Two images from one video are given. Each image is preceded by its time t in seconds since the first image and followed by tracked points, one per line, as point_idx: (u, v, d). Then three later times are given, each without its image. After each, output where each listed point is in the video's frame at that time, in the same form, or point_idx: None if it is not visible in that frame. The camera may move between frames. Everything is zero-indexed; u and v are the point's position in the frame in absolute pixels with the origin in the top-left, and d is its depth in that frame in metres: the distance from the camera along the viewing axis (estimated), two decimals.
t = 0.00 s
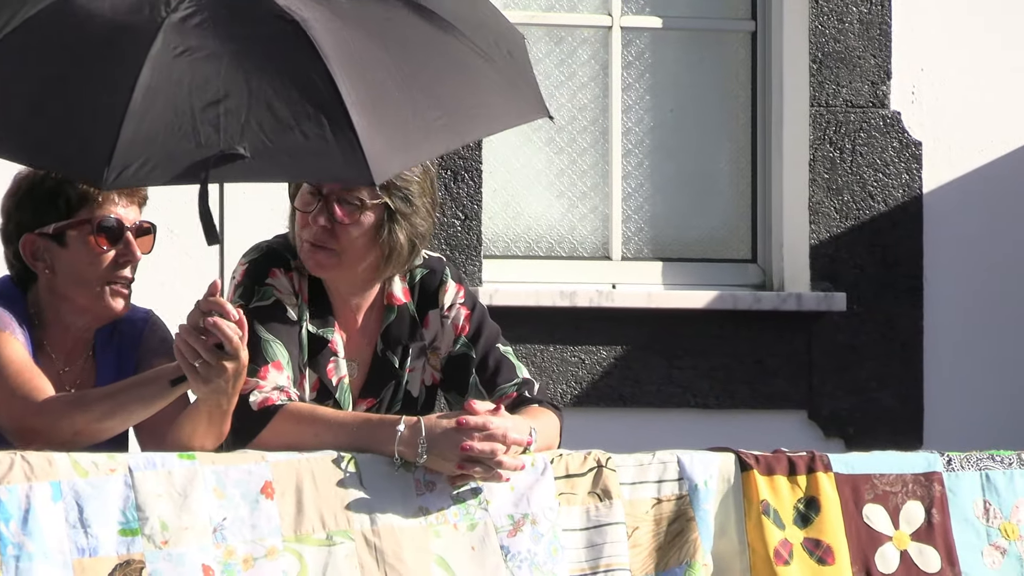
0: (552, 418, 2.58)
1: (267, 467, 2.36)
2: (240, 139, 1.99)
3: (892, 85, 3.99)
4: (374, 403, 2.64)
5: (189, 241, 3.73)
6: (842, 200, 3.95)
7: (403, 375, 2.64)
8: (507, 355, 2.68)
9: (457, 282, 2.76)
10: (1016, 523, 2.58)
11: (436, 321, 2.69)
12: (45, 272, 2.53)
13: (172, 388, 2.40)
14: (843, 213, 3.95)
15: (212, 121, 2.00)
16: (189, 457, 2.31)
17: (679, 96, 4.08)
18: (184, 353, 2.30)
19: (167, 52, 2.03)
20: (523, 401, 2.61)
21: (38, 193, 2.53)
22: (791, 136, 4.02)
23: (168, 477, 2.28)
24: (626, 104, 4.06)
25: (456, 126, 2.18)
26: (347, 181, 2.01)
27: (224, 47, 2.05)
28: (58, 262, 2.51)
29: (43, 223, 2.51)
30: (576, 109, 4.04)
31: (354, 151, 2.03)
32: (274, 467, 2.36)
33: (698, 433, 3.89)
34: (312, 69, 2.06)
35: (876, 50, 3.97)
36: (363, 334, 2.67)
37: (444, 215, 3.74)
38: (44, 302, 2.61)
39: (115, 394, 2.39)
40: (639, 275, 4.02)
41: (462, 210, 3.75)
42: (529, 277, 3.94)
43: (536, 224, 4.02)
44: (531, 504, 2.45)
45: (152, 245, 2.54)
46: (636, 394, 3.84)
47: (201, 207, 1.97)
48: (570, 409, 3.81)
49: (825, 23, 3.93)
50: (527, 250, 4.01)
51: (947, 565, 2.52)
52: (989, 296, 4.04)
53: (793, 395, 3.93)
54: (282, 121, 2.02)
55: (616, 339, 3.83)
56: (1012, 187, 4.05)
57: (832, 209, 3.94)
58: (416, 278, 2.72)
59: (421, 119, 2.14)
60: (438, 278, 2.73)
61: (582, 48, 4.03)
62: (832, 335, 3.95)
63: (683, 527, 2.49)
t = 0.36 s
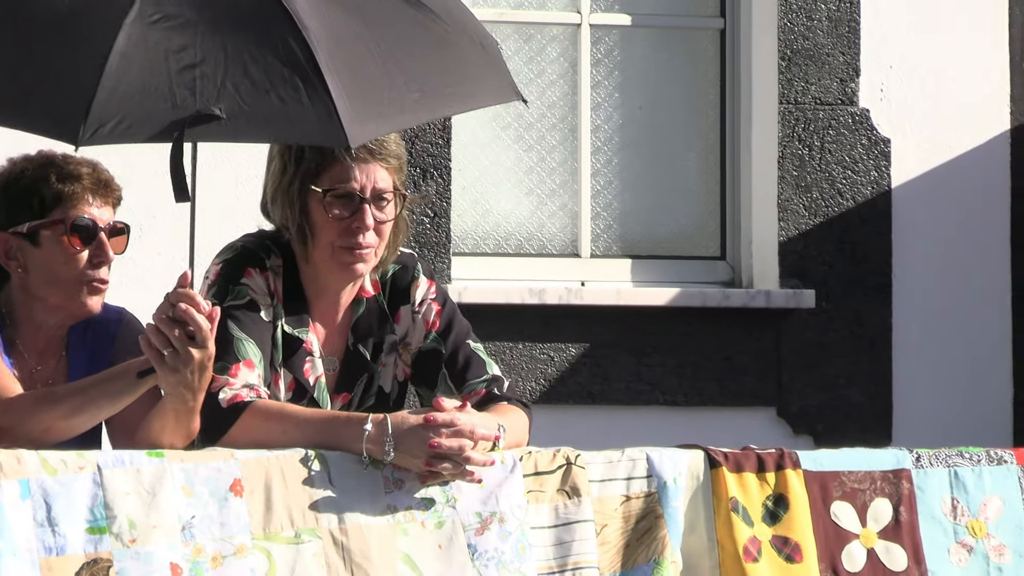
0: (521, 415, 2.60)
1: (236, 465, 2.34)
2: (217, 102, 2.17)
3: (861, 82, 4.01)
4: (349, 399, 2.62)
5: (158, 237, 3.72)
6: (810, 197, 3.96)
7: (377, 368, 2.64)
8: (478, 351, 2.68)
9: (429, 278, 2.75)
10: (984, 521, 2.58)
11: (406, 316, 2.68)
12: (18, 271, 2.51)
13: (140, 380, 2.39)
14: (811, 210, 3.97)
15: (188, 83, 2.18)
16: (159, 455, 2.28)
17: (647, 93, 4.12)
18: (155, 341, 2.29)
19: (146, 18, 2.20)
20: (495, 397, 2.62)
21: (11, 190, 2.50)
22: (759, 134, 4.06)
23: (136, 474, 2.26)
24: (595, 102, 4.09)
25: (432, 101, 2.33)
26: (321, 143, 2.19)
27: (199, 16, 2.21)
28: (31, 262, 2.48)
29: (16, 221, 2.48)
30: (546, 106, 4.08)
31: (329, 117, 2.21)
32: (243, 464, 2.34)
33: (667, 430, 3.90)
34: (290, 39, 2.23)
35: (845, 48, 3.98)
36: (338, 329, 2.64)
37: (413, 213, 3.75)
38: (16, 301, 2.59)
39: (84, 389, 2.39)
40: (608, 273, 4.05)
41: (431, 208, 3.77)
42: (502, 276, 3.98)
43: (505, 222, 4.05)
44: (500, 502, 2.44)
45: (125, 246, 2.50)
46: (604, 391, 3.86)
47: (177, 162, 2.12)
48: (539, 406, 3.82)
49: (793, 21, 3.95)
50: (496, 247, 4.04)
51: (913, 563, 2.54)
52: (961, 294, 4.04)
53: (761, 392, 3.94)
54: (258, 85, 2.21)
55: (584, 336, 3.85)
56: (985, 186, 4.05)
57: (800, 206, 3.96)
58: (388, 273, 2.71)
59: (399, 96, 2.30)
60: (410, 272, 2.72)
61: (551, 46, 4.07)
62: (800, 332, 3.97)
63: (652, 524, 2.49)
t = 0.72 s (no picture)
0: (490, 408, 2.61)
1: (203, 457, 2.33)
2: (195, 114, 2.12)
3: (828, 74, 4.02)
4: (320, 390, 2.61)
5: (123, 230, 3.72)
6: (778, 189, 3.98)
7: (346, 359, 2.63)
8: (446, 343, 2.68)
9: (397, 269, 2.76)
10: (949, 515, 2.58)
11: (374, 307, 2.68)
12: None
13: (106, 372, 2.38)
14: (779, 202, 3.98)
15: (166, 97, 2.12)
16: (125, 446, 2.27)
17: (615, 85, 4.12)
18: (118, 334, 2.29)
19: (120, 29, 2.14)
20: (463, 388, 2.63)
21: None
22: (726, 126, 4.08)
23: (103, 466, 2.24)
24: (563, 94, 4.08)
25: (407, 102, 2.32)
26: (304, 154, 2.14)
27: (174, 27, 2.16)
28: None
29: None
30: (512, 99, 4.06)
31: (309, 126, 2.16)
32: (210, 456, 2.32)
33: (633, 422, 3.90)
34: (262, 46, 2.18)
35: (812, 40, 4.00)
36: (307, 321, 2.63)
37: (381, 205, 3.76)
38: None
39: (50, 380, 2.39)
40: (575, 265, 4.04)
41: (399, 200, 3.77)
42: (468, 266, 3.98)
43: (472, 214, 4.04)
44: (466, 494, 2.43)
45: (87, 246, 2.45)
46: (571, 383, 3.85)
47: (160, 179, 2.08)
48: (505, 398, 3.82)
49: (760, 13, 3.95)
50: (463, 239, 4.04)
51: (878, 556, 2.53)
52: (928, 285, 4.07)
53: (728, 384, 3.94)
54: (237, 96, 2.15)
55: (551, 329, 3.85)
56: (955, 180, 4.10)
57: (767, 198, 3.97)
58: (355, 265, 2.71)
59: (374, 99, 2.28)
60: (378, 263, 2.73)
61: (518, 38, 4.06)
62: (768, 325, 3.97)
63: (617, 517, 2.49)
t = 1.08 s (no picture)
0: (455, 397, 2.60)
1: (175, 447, 2.29)
2: (165, 71, 2.21)
3: (801, 66, 4.06)
4: (291, 381, 2.62)
5: (97, 220, 3.74)
6: (751, 180, 4.00)
7: (316, 351, 2.65)
8: (418, 334, 2.69)
9: (368, 260, 2.76)
10: (921, 507, 2.60)
11: (346, 299, 2.70)
12: None
13: (80, 366, 2.38)
14: (751, 193, 4.00)
15: (136, 56, 2.20)
16: (99, 436, 2.22)
17: (588, 76, 4.16)
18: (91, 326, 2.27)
19: None
20: (434, 378, 2.64)
21: None
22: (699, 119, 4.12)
23: (77, 456, 2.19)
24: (536, 85, 4.13)
25: (378, 72, 2.36)
26: (271, 108, 2.24)
27: None
28: None
29: None
30: (485, 89, 4.11)
31: (277, 84, 2.26)
32: (183, 446, 2.29)
33: (606, 413, 3.93)
34: (233, 10, 2.26)
35: (785, 32, 4.04)
36: (276, 312, 2.64)
37: (354, 195, 3.79)
38: None
39: (24, 371, 2.40)
40: (547, 256, 4.08)
41: (371, 190, 3.80)
42: (441, 257, 4.01)
43: (445, 205, 4.08)
44: (438, 485, 2.42)
45: (49, 242, 2.45)
46: (544, 373, 3.88)
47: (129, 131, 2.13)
48: (477, 388, 3.84)
49: (734, 4, 4.01)
50: (436, 230, 4.07)
51: (850, 548, 2.54)
52: (905, 278, 4.10)
53: (701, 375, 3.96)
54: (206, 56, 2.24)
55: (523, 319, 3.88)
56: (933, 173, 4.11)
57: (740, 189, 3.99)
58: (327, 255, 2.72)
59: (345, 69, 2.33)
60: (349, 254, 2.73)
61: (491, 29, 4.11)
62: (741, 316, 3.99)
63: (589, 508, 2.49)
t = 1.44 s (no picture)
0: (436, 395, 2.61)
1: (149, 443, 2.28)
2: (163, 80, 2.16)
3: (775, 61, 4.08)
4: (265, 376, 2.61)
5: (73, 215, 3.76)
6: (725, 176, 4.03)
7: (292, 346, 2.63)
8: (393, 330, 2.70)
9: (343, 256, 2.76)
10: (894, 503, 2.60)
11: (321, 294, 2.68)
12: None
13: (54, 362, 2.38)
14: (726, 188, 4.03)
15: (135, 62, 2.16)
16: (72, 431, 2.21)
17: (561, 71, 4.17)
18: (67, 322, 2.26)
19: None
20: (408, 374, 2.65)
21: None
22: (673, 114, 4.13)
23: (50, 452, 2.18)
24: (509, 80, 4.13)
25: (372, 97, 2.38)
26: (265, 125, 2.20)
27: None
28: None
29: None
30: (459, 84, 4.11)
31: (275, 101, 2.23)
32: (156, 442, 2.28)
33: (579, 408, 3.94)
34: (235, 22, 2.25)
35: (759, 27, 4.05)
36: (251, 306, 2.62)
37: (328, 190, 3.80)
38: None
39: None
40: (520, 251, 4.09)
41: (345, 186, 3.82)
42: (412, 251, 4.02)
43: (418, 200, 4.09)
44: (413, 481, 2.41)
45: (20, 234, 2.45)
46: (517, 368, 3.90)
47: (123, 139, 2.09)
48: (450, 383, 3.86)
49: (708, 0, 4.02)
50: (410, 225, 4.08)
51: (823, 544, 2.55)
52: (883, 275, 4.10)
53: (674, 370, 3.98)
54: (205, 68, 2.21)
55: (496, 314, 3.89)
56: (911, 172, 4.12)
57: (714, 184, 4.02)
58: (302, 250, 2.71)
59: (340, 89, 2.34)
60: (324, 249, 2.73)
61: (464, 24, 4.10)
62: (714, 311, 4.01)
63: (564, 504, 2.49)
